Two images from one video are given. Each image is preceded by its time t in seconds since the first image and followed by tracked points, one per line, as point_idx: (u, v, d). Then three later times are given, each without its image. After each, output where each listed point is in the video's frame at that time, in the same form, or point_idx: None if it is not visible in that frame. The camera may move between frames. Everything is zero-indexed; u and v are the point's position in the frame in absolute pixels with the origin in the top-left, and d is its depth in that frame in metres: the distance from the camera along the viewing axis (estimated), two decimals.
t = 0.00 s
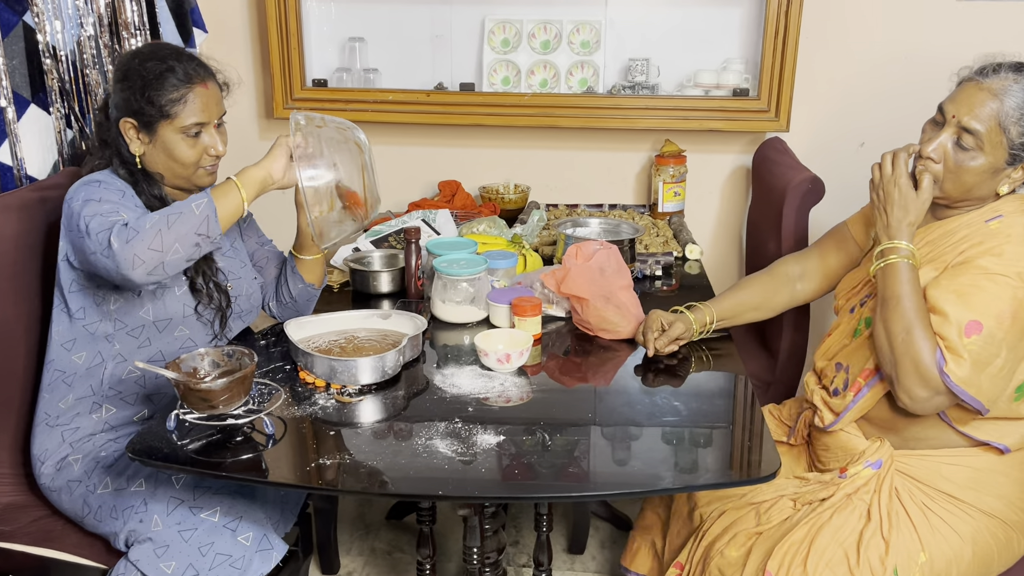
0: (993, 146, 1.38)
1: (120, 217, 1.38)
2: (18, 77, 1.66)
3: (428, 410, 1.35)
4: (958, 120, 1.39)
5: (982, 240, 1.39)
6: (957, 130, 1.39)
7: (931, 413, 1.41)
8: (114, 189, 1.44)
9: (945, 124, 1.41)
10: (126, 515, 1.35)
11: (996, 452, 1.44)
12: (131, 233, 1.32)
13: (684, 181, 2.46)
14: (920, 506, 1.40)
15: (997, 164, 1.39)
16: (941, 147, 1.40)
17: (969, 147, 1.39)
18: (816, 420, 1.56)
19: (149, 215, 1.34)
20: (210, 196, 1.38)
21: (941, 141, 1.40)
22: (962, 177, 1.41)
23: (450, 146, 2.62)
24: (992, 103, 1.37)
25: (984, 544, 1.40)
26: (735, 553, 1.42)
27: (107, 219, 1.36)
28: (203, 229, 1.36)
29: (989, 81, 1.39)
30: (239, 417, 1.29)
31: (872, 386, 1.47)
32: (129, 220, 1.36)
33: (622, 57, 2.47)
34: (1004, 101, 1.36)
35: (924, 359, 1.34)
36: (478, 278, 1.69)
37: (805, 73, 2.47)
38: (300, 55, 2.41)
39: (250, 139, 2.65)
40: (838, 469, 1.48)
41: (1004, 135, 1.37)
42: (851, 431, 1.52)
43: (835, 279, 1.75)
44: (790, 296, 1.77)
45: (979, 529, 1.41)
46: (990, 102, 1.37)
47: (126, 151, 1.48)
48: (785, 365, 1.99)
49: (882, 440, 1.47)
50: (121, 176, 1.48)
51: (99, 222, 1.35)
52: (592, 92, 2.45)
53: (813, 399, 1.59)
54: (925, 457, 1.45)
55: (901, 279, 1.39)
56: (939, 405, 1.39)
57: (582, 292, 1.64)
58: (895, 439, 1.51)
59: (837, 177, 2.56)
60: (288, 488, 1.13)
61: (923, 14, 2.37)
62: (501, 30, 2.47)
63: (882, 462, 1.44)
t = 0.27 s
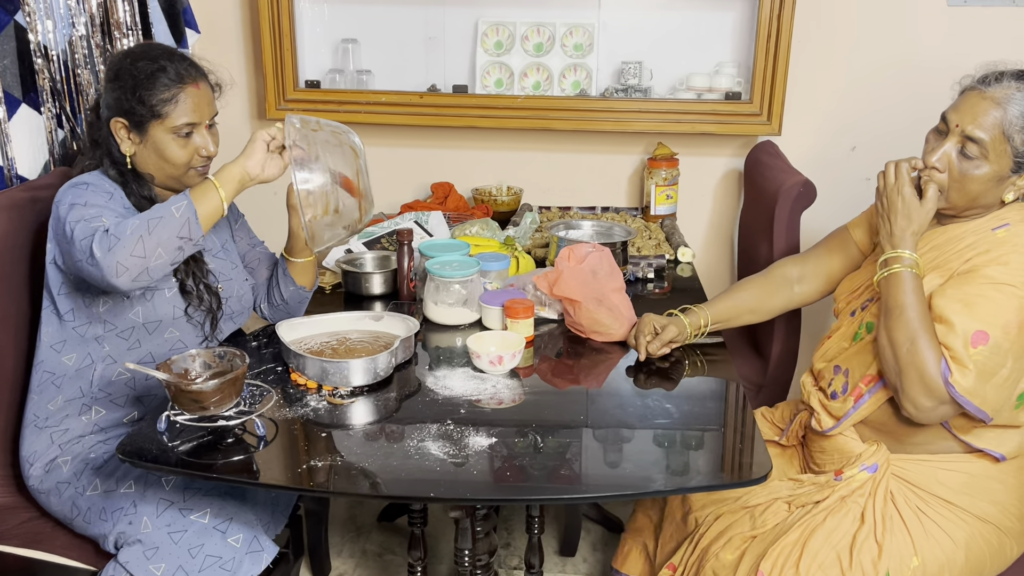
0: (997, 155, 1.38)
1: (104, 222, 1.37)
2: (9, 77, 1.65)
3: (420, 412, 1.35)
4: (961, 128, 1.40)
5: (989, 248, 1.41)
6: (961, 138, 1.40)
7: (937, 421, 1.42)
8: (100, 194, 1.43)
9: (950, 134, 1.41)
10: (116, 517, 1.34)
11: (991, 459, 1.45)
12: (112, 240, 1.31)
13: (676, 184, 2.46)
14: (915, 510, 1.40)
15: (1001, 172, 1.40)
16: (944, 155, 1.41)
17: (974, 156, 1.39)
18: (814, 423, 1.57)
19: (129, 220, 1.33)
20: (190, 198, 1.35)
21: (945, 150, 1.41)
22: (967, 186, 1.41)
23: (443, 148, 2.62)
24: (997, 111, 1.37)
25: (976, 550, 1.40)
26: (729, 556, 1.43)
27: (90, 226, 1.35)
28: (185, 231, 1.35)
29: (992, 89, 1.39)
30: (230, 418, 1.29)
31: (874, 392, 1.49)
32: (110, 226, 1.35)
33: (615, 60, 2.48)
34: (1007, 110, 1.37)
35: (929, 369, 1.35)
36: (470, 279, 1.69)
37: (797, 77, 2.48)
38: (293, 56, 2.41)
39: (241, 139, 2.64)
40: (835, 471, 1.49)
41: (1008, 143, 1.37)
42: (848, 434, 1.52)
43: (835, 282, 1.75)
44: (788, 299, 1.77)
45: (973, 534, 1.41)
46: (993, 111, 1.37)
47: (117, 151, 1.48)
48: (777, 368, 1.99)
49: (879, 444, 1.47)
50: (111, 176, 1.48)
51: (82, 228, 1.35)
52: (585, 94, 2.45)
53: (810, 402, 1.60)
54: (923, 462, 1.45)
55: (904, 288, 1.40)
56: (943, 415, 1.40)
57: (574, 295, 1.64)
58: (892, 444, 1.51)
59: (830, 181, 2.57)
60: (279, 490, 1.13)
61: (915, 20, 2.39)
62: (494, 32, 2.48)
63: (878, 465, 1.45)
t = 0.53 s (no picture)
0: (999, 159, 1.39)
1: (98, 217, 1.36)
2: None
3: (414, 414, 1.35)
4: (965, 132, 1.40)
5: (993, 254, 1.41)
6: (963, 142, 1.41)
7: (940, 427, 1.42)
8: (96, 190, 1.43)
9: (951, 139, 1.42)
10: (107, 519, 1.33)
11: (989, 465, 1.46)
12: (106, 234, 1.31)
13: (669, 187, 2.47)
14: (913, 516, 1.41)
15: (1004, 177, 1.40)
16: (947, 159, 1.42)
17: (976, 160, 1.40)
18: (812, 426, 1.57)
19: (124, 216, 1.32)
20: (184, 193, 1.35)
21: (948, 155, 1.42)
22: (970, 191, 1.42)
23: (436, 150, 2.62)
24: (1002, 116, 1.38)
25: (972, 558, 1.41)
26: (724, 558, 1.43)
27: (84, 221, 1.35)
28: (180, 226, 1.34)
29: (994, 94, 1.40)
30: (222, 420, 1.28)
31: (875, 396, 1.49)
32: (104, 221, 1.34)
33: (609, 63, 2.48)
34: (1010, 114, 1.37)
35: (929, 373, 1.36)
36: (464, 281, 1.69)
37: (791, 81, 2.49)
38: (286, 56, 2.40)
39: (234, 139, 2.63)
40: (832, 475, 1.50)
41: (1011, 148, 1.38)
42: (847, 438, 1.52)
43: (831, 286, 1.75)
44: (783, 301, 1.78)
45: (971, 540, 1.41)
46: (996, 115, 1.38)
47: (110, 151, 1.47)
48: (769, 371, 2.00)
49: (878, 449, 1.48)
50: (105, 176, 1.47)
51: (77, 223, 1.34)
52: (578, 97, 2.45)
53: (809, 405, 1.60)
54: (921, 468, 1.46)
55: (906, 293, 1.41)
56: (945, 420, 1.40)
57: (568, 297, 1.64)
58: (890, 449, 1.52)
59: (823, 185, 2.58)
60: (271, 491, 1.12)
61: (908, 26, 2.40)
62: (488, 35, 2.48)
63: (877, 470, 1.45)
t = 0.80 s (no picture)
0: (1001, 162, 1.40)
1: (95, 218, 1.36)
2: None
3: (412, 419, 1.35)
4: (967, 134, 1.41)
5: (991, 263, 1.43)
6: (966, 145, 1.41)
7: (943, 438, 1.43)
8: (91, 192, 1.42)
9: (954, 142, 1.43)
10: (102, 523, 1.33)
11: (987, 473, 1.48)
12: (103, 233, 1.30)
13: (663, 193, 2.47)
14: (910, 520, 1.42)
15: (1004, 180, 1.42)
16: (949, 162, 1.42)
17: (978, 163, 1.41)
18: (811, 433, 1.59)
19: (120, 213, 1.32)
20: (178, 188, 1.35)
21: (950, 158, 1.42)
22: (971, 194, 1.43)
23: (431, 155, 2.63)
24: (1003, 119, 1.39)
25: (969, 565, 1.42)
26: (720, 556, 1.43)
27: (82, 222, 1.34)
28: (177, 219, 1.34)
29: (996, 99, 1.41)
30: (220, 424, 1.28)
31: (875, 409, 1.50)
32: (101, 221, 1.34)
33: (604, 70, 2.49)
34: (1012, 117, 1.39)
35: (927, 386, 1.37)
36: (461, 286, 1.69)
37: (785, 87, 2.51)
38: (282, 61, 2.40)
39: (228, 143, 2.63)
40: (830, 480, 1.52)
41: (1012, 151, 1.40)
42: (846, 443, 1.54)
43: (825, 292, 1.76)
44: (778, 307, 1.79)
45: (968, 546, 1.42)
46: (998, 119, 1.39)
47: (110, 154, 1.46)
48: (764, 377, 2.01)
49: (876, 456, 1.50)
50: (104, 179, 1.46)
51: (74, 225, 1.33)
52: (574, 103, 2.46)
53: (807, 411, 1.62)
54: (918, 474, 1.48)
55: (897, 307, 1.42)
56: (951, 431, 1.41)
57: (565, 302, 1.65)
58: (888, 455, 1.53)
59: (816, 192, 2.60)
60: (267, 495, 1.12)
61: (901, 34, 2.42)
62: (484, 40, 2.49)
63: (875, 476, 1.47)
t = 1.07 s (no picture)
0: (1017, 157, 1.43)
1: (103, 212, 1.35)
2: None
3: (410, 422, 1.34)
4: (987, 129, 1.43)
5: (983, 269, 1.43)
6: (985, 139, 1.43)
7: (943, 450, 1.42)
8: (98, 189, 1.42)
9: (972, 137, 1.44)
10: (99, 526, 1.32)
11: (978, 479, 1.47)
12: (113, 223, 1.30)
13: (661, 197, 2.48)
14: (905, 527, 1.42)
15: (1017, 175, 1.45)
16: (969, 157, 1.44)
17: (997, 157, 1.43)
18: (804, 441, 1.58)
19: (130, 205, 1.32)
20: (189, 182, 1.35)
21: (971, 152, 1.44)
22: (986, 191, 1.44)
23: (429, 158, 2.63)
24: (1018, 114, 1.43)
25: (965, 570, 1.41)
26: (717, 565, 1.43)
27: (89, 215, 1.33)
28: (186, 211, 1.34)
29: (1008, 96, 1.45)
30: (218, 426, 1.27)
31: (875, 431, 1.49)
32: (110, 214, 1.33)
33: (602, 73, 2.50)
34: None
35: (909, 398, 1.38)
36: (459, 289, 1.69)
37: (782, 91, 2.51)
38: (280, 63, 2.39)
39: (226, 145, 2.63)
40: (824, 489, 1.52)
41: None
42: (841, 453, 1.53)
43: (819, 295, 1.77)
44: (773, 309, 1.80)
45: (963, 551, 1.42)
46: (1014, 114, 1.43)
47: (110, 155, 1.46)
48: (760, 380, 2.01)
49: (870, 461, 1.50)
50: (103, 181, 1.47)
51: (81, 217, 1.33)
52: (572, 106, 2.46)
53: (800, 418, 1.61)
54: (913, 480, 1.48)
55: (865, 330, 1.45)
56: (952, 440, 1.40)
57: (563, 304, 1.65)
58: (884, 459, 1.53)
59: (813, 195, 2.61)
60: (265, 498, 1.12)
61: (897, 39, 2.43)
62: (482, 43, 2.49)
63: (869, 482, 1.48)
